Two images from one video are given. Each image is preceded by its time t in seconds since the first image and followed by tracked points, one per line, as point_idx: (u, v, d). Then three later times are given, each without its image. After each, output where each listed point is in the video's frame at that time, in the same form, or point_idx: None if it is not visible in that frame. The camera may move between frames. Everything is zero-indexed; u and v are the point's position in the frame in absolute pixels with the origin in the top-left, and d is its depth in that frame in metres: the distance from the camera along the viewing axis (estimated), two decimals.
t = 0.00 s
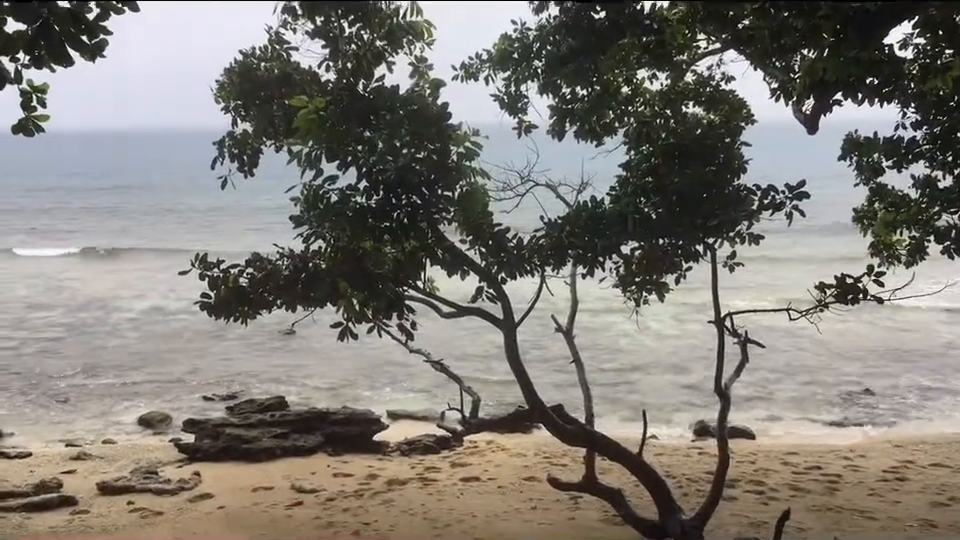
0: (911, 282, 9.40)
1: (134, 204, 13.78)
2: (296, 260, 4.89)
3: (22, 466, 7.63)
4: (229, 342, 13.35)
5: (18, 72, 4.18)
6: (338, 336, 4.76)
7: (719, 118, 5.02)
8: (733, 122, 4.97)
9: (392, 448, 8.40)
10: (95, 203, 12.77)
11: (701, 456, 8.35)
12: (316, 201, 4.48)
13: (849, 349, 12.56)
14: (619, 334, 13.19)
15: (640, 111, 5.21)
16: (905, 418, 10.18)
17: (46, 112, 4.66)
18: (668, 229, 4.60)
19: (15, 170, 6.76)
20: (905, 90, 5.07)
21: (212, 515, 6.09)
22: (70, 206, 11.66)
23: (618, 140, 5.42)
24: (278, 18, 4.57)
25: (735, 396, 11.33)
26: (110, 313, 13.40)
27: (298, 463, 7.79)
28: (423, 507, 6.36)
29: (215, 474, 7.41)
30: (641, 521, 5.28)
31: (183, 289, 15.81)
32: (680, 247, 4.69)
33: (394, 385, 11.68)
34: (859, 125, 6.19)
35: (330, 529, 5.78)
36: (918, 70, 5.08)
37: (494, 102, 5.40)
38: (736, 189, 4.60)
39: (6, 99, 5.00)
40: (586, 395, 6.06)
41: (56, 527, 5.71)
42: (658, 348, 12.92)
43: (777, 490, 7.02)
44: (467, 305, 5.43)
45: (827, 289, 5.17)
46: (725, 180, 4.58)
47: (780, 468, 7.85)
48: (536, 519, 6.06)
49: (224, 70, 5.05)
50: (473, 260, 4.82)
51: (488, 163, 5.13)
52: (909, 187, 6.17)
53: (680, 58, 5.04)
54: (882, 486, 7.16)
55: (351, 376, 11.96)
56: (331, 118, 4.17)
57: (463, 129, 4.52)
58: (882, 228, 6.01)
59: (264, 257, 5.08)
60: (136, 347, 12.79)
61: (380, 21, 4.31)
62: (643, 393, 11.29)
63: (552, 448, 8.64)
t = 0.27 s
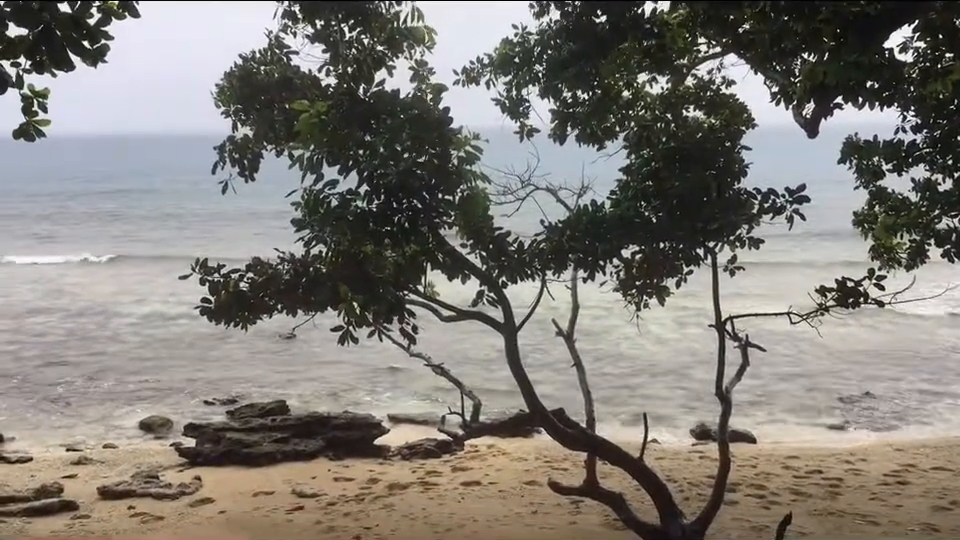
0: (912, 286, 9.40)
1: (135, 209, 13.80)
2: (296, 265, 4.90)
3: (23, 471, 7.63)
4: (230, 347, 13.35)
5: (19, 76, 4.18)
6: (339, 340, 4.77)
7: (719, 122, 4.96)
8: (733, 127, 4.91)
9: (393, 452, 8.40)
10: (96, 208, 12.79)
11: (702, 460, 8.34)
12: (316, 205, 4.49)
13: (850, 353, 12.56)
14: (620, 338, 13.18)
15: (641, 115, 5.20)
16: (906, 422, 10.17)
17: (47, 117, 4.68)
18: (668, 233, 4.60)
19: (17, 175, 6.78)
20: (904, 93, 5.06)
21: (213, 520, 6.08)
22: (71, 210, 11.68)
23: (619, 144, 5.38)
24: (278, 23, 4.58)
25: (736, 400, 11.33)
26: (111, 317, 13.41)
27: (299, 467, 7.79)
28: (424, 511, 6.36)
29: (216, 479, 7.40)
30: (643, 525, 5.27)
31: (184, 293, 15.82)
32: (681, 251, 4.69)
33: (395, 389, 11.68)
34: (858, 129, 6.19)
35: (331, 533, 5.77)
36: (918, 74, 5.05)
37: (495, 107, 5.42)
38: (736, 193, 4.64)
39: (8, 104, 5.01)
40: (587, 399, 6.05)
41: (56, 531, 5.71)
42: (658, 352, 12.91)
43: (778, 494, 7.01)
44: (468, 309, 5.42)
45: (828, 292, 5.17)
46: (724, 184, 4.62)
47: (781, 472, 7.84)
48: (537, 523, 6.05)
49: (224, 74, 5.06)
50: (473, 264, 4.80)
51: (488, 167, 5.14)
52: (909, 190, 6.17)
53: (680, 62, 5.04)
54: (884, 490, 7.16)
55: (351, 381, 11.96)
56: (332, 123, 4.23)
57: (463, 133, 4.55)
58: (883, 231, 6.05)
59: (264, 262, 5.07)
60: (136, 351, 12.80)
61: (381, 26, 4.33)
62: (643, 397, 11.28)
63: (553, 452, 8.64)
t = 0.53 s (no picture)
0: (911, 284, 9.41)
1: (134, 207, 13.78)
2: (295, 263, 4.91)
3: (22, 468, 7.63)
4: (228, 344, 13.35)
5: (18, 73, 4.17)
6: (337, 338, 4.77)
7: (718, 120, 4.97)
8: (732, 124, 4.93)
9: (392, 450, 8.40)
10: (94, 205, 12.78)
11: (700, 458, 8.35)
12: (315, 203, 4.48)
13: (848, 351, 12.57)
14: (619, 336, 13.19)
15: (640, 113, 5.19)
16: (904, 420, 10.18)
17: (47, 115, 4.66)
18: (667, 231, 4.60)
19: (16, 172, 6.77)
20: (904, 92, 5.04)
21: (212, 517, 6.09)
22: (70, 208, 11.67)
23: (618, 142, 5.38)
24: (276, 20, 4.57)
25: (735, 398, 11.34)
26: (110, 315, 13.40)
27: (298, 465, 7.79)
28: (423, 509, 6.36)
29: (214, 476, 7.41)
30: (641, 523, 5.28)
31: (182, 290, 15.81)
32: (680, 249, 4.69)
33: (393, 387, 11.68)
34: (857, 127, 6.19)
35: (330, 531, 5.77)
36: (916, 72, 5.02)
37: (495, 104, 5.42)
38: (734, 191, 4.63)
39: (6, 100, 5.00)
40: (586, 398, 6.04)
41: (55, 529, 5.71)
42: (657, 350, 12.92)
43: (777, 492, 7.02)
44: (466, 307, 5.41)
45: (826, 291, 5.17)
46: (723, 182, 4.61)
47: (779, 470, 7.85)
48: (535, 521, 6.06)
49: (222, 71, 5.05)
50: (472, 262, 4.79)
51: (486, 165, 5.15)
52: (908, 189, 6.17)
53: (680, 60, 5.03)
54: (882, 488, 7.17)
55: (350, 379, 11.96)
56: (332, 119, 4.17)
57: (462, 131, 4.55)
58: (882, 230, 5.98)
59: (263, 260, 5.07)
60: (135, 349, 12.80)
61: (380, 23, 4.41)
62: (642, 395, 11.29)
63: (552, 449, 8.64)
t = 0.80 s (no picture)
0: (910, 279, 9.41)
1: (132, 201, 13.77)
2: (293, 257, 4.90)
3: (20, 462, 7.62)
4: (227, 338, 13.34)
5: (16, 67, 4.17)
6: (336, 332, 4.77)
7: (717, 114, 4.96)
8: (731, 118, 4.90)
9: (390, 444, 8.40)
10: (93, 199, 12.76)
11: (699, 452, 8.35)
12: (313, 197, 4.49)
13: (846, 345, 12.57)
14: (617, 331, 13.18)
15: (640, 107, 5.17)
16: (902, 415, 10.19)
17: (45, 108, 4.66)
18: (666, 225, 4.62)
19: (14, 165, 6.77)
20: (902, 86, 4.97)
21: (210, 511, 6.09)
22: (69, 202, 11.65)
23: (618, 136, 5.38)
24: (274, 13, 4.56)
25: (733, 392, 11.34)
26: (108, 309, 13.38)
27: (296, 459, 7.79)
28: (421, 503, 6.37)
29: (213, 470, 7.41)
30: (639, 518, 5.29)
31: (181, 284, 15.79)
32: (679, 243, 4.68)
33: (392, 381, 11.68)
34: (856, 122, 6.15)
35: (327, 525, 5.77)
36: (915, 66, 4.96)
37: (493, 97, 5.41)
38: (733, 186, 4.68)
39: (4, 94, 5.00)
40: (584, 393, 6.00)
41: (53, 523, 5.71)
42: (656, 344, 12.91)
43: (775, 487, 7.02)
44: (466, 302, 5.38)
45: (825, 285, 5.16)
46: (720, 178, 4.65)
47: (777, 464, 7.86)
48: (533, 515, 6.06)
49: (220, 65, 5.03)
50: (470, 256, 4.82)
51: (484, 159, 5.16)
52: (907, 184, 6.16)
53: (679, 53, 5.03)
54: (880, 482, 7.17)
55: (348, 373, 11.96)
56: (332, 111, 4.19)
57: (460, 125, 4.47)
58: (880, 225, 6.06)
59: (261, 254, 5.06)
60: (133, 343, 12.79)
61: (378, 17, 4.28)
62: (640, 390, 11.29)
63: (550, 444, 8.65)
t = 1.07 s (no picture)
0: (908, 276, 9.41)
1: (131, 198, 13.76)
2: (293, 254, 4.88)
3: (19, 459, 7.62)
4: (226, 336, 13.34)
5: (14, 65, 4.15)
6: (335, 329, 4.77)
7: (716, 111, 4.96)
8: (730, 116, 4.91)
9: (389, 441, 8.40)
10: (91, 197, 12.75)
11: (697, 450, 8.36)
12: (311, 194, 4.46)
13: (845, 343, 12.58)
14: (616, 328, 13.18)
15: (639, 105, 5.15)
16: (900, 412, 10.20)
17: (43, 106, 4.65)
18: (664, 222, 4.63)
19: (12, 162, 6.76)
20: (901, 84, 4.98)
21: (208, 509, 6.09)
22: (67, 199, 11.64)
23: (616, 133, 5.38)
24: (273, 11, 4.56)
25: (731, 390, 11.35)
26: (107, 306, 13.37)
27: (295, 456, 7.79)
28: (420, 500, 6.37)
29: (211, 467, 7.41)
30: (637, 516, 5.30)
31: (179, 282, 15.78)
32: (677, 240, 4.69)
33: (390, 379, 11.68)
34: (855, 120, 6.12)
35: (326, 522, 5.78)
36: (914, 64, 4.94)
37: (491, 94, 5.40)
38: (732, 183, 4.66)
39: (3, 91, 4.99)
40: (583, 390, 6.01)
41: (52, 520, 5.71)
42: (654, 341, 12.91)
43: (773, 484, 7.02)
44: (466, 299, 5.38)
45: (823, 282, 5.16)
46: (719, 175, 4.65)
47: (775, 461, 7.87)
48: (532, 512, 6.07)
49: (219, 63, 5.03)
50: (469, 253, 4.82)
51: (482, 156, 5.16)
52: (906, 181, 6.16)
53: (678, 51, 5.09)
54: (878, 479, 7.18)
55: (347, 370, 11.96)
56: (331, 109, 4.17)
57: (459, 122, 4.50)
58: (878, 223, 6.05)
59: (260, 251, 5.05)
60: (132, 340, 12.78)
61: (377, 13, 4.34)
62: (639, 387, 11.30)
63: (548, 441, 8.65)
